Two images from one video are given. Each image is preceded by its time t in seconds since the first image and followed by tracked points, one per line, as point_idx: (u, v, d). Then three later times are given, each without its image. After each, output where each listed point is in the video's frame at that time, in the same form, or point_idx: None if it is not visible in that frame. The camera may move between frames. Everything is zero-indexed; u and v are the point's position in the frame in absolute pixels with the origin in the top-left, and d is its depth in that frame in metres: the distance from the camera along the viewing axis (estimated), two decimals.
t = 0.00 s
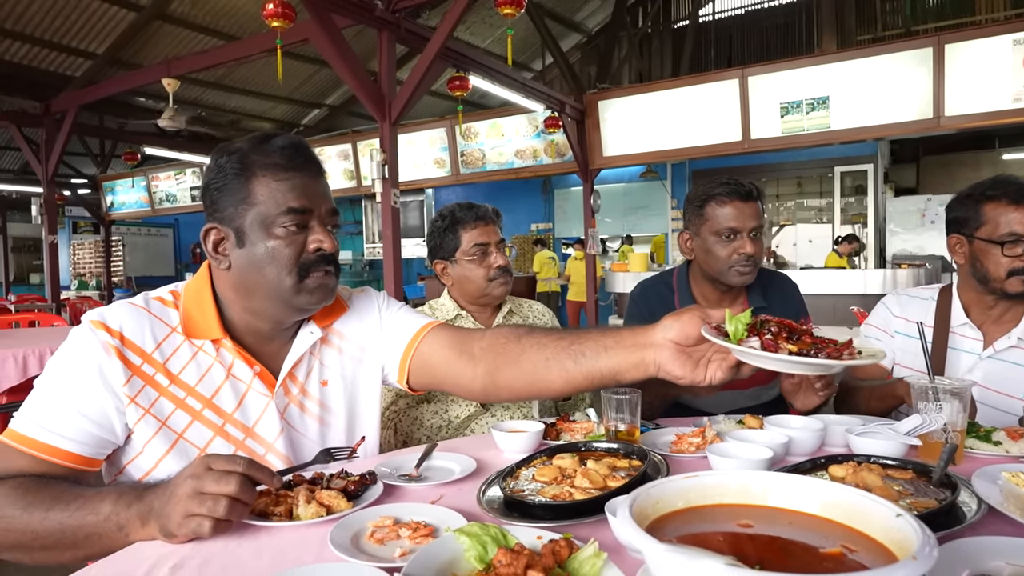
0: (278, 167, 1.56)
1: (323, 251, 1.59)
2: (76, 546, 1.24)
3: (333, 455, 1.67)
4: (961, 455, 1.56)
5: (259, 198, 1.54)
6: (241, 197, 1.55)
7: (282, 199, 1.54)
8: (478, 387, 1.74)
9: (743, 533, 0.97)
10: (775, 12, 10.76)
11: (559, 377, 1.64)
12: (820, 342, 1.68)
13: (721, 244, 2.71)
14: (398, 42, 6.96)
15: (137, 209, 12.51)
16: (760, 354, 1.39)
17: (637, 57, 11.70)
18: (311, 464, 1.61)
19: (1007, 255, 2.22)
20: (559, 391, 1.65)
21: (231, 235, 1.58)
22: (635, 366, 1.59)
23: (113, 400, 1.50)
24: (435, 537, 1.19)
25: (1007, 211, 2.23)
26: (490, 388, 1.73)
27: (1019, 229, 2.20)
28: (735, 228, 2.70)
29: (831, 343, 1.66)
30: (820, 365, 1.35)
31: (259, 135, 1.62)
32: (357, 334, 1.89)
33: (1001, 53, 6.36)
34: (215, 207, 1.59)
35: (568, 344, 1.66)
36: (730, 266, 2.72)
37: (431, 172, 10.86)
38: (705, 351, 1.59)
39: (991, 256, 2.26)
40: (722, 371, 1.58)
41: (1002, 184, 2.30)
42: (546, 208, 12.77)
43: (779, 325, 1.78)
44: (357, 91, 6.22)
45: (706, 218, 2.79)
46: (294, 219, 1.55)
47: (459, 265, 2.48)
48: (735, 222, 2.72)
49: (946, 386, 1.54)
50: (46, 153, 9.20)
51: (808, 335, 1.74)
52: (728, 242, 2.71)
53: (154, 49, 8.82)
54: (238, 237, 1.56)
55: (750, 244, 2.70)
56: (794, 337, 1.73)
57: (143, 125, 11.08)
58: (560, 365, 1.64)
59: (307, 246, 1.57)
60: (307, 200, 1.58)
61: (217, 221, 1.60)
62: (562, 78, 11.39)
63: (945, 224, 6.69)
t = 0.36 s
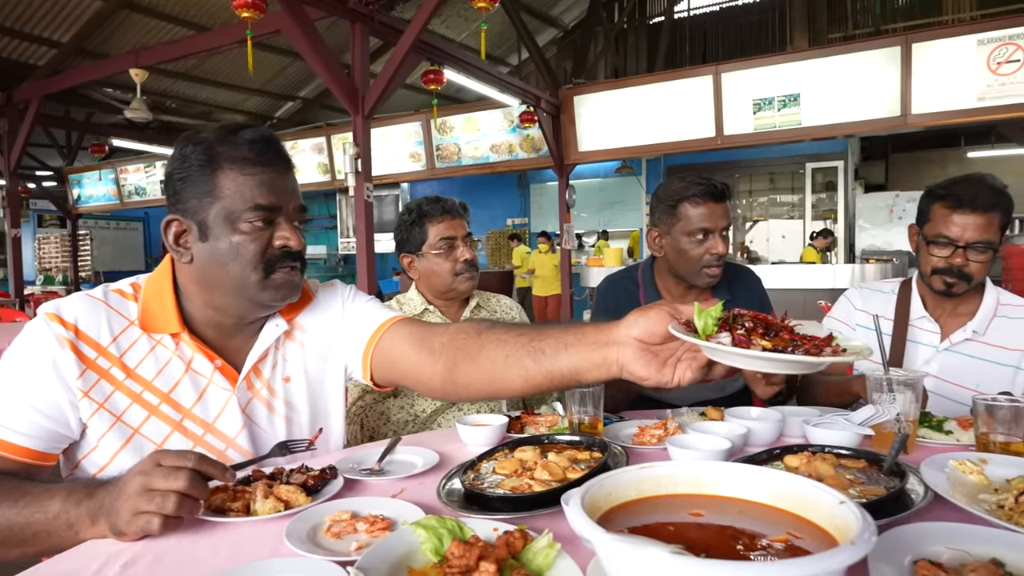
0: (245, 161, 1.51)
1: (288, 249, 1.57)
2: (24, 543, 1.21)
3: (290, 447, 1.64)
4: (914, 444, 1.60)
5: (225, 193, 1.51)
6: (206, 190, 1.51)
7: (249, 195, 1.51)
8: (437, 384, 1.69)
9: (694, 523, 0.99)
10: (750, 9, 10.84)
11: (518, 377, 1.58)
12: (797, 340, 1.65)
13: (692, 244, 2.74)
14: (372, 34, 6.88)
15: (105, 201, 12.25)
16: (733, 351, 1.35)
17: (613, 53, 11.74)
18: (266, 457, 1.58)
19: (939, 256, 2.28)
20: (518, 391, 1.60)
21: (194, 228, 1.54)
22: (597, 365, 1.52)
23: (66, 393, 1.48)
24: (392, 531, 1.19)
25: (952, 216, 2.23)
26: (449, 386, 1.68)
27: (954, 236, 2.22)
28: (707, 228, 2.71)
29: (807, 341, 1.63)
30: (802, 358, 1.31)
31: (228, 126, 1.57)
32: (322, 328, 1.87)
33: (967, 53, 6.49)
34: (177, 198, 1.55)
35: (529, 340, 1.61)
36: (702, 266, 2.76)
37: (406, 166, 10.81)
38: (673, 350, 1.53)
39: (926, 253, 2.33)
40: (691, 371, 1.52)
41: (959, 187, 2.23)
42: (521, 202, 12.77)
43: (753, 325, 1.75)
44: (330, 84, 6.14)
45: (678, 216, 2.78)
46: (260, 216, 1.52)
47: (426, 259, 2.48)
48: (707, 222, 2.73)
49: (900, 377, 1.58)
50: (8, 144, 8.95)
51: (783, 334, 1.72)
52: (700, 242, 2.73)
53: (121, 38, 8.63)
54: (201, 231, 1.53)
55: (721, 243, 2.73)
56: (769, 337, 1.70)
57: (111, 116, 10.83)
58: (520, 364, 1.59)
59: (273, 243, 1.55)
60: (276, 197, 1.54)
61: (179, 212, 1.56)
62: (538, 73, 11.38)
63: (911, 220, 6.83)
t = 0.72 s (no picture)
0: (191, 163, 1.48)
1: (239, 254, 1.54)
2: None
3: (243, 446, 1.62)
4: (863, 435, 1.64)
5: (170, 196, 1.48)
6: (150, 193, 1.48)
7: (196, 199, 1.48)
8: (398, 393, 1.67)
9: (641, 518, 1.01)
10: (716, 9, 10.98)
11: (480, 390, 1.57)
12: (766, 356, 1.66)
13: (661, 230, 2.76)
14: (339, 30, 6.80)
15: (64, 198, 11.91)
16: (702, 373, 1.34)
17: (583, 51, 11.79)
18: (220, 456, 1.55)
19: (891, 256, 2.34)
20: (480, 403, 1.58)
21: (138, 232, 1.52)
22: (559, 379, 1.52)
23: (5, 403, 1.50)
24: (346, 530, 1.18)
25: (903, 216, 2.28)
26: (410, 394, 1.65)
27: (904, 237, 2.28)
28: (673, 214, 2.76)
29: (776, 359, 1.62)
30: (771, 381, 1.31)
31: (174, 125, 1.54)
32: (278, 332, 1.87)
33: (923, 55, 6.67)
34: (121, 201, 1.52)
35: (490, 353, 1.59)
36: (670, 251, 2.79)
37: (375, 163, 10.73)
38: (635, 365, 1.55)
39: (879, 253, 2.39)
40: (653, 385, 1.55)
41: (909, 189, 2.30)
42: (492, 200, 12.76)
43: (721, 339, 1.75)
44: (296, 80, 6.05)
45: (646, 203, 2.82)
46: (208, 221, 1.50)
47: (387, 262, 2.48)
48: (672, 208, 2.78)
49: (850, 370, 1.63)
50: None
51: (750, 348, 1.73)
52: (666, 230, 2.76)
53: (79, 30, 8.39)
54: (146, 236, 1.50)
55: (687, 229, 2.79)
56: (737, 351, 1.71)
57: (69, 110, 10.52)
58: (481, 376, 1.57)
59: (222, 248, 1.52)
60: (225, 200, 1.51)
61: (123, 215, 1.54)
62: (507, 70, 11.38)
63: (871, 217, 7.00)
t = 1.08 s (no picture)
0: (161, 170, 1.46)
1: (213, 262, 1.53)
2: None
3: (212, 452, 1.60)
4: (830, 434, 1.67)
5: (140, 204, 1.46)
6: (119, 201, 1.47)
7: (167, 208, 1.46)
8: (378, 401, 1.68)
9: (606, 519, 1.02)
10: (696, 11, 11.07)
11: (462, 399, 1.57)
12: (752, 361, 1.70)
13: (624, 243, 2.74)
14: (318, 29, 6.75)
15: (37, 198, 11.70)
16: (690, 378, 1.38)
17: (564, 52, 11.82)
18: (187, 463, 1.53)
19: (862, 256, 2.36)
20: (461, 412, 1.58)
21: (108, 240, 1.50)
22: (541, 389, 1.53)
23: None
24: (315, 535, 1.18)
25: (876, 217, 2.30)
26: (389, 404, 1.66)
27: (876, 237, 2.30)
28: (638, 230, 2.69)
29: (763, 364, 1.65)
30: (755, 384, 1.34)
31: (144, 131, 1.52)
32: (253, 341, 1.86)
33: (898, 58, 6.78)
34: (90, 208, 1.50)
35: (472, 363, 1.60)
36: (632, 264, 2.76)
37: (356, 164, 10.68)
38: (618, 371, 1.59)
39: (852, 253, 2.41)
40: (634, 391, 1.59)
41: (881, 190, 2.33)
42: (474, 200, 12.75)
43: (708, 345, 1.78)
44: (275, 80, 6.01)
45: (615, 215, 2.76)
46: (179, 229, 1.48)
47: (363, 266, 2.47)
48: (641, 223, 2.70)
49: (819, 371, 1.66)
50: None
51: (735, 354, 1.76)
52: (631, 242, 2.73)
53: (52, 27, 8.25)
54: (116, 244, 1.49)
55: (650, 245, 2.71)
56: (722, 357, 1.74)
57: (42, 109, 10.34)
58: (463, 385, 1.58)
59: (195, 257, 1.51)
60: (196, 208, 1.50)
61: (92, 223, 1.52)
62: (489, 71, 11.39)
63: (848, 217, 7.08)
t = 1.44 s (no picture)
0: (26, 163, 1.36)
1: (87, 263, 1.44)
2: None
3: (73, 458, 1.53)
4: (722, 427, 1.74)
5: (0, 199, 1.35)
6: None
7: (32, 204, 1.36)
8: (284, 400, 1.62)
9: (481, 516, 1.03)
10: (625, 17, 11.33)
11: (373, 393, 1.55)
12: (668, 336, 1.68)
13: (534, 265, 2.58)
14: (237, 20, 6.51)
15: None
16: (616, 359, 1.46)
17: (495, 53, 11.85)
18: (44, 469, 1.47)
19: (761, 254, 2.46)
20: (371, 408, 1.56)
21: None
22: (455, 378, 1.55)
23: None
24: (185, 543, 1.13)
25: (773, 216, 2.41)
26: (297, 402, 1.62)
27: (773, 236, 2.41)
28: (547, 253, 2.52)
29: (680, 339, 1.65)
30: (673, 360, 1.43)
31: (9, 118, 1.41)
32: (143, 343, 1.77)
33: (810, 69, 7.13)
34: None
35: (384, 353, 1.59)
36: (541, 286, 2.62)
37: (281, 160, 10.38)
38: (534, 355, 1.68)
39: (751, 251, 2.52)
40: (550, 373, 1.68)
41: (776, 192, 2.44)
42: (405, 199, 12.59)
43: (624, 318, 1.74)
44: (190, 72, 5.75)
45: (529, 236, 2.56)
46: (47, 227, 1.38)
47: (267, 262, 2.39)
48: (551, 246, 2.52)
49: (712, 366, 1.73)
50: None
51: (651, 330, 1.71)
52: (540, 264, 2.57)
53: None
54: None
55: (560, 270, 2.54)
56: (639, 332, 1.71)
57: None
58: (375, 378, 1.56)
59: (67, 257, 1.41)
60: (67, 206, 1.40)
61: None
62: (419, 70, 11.29)
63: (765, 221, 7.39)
